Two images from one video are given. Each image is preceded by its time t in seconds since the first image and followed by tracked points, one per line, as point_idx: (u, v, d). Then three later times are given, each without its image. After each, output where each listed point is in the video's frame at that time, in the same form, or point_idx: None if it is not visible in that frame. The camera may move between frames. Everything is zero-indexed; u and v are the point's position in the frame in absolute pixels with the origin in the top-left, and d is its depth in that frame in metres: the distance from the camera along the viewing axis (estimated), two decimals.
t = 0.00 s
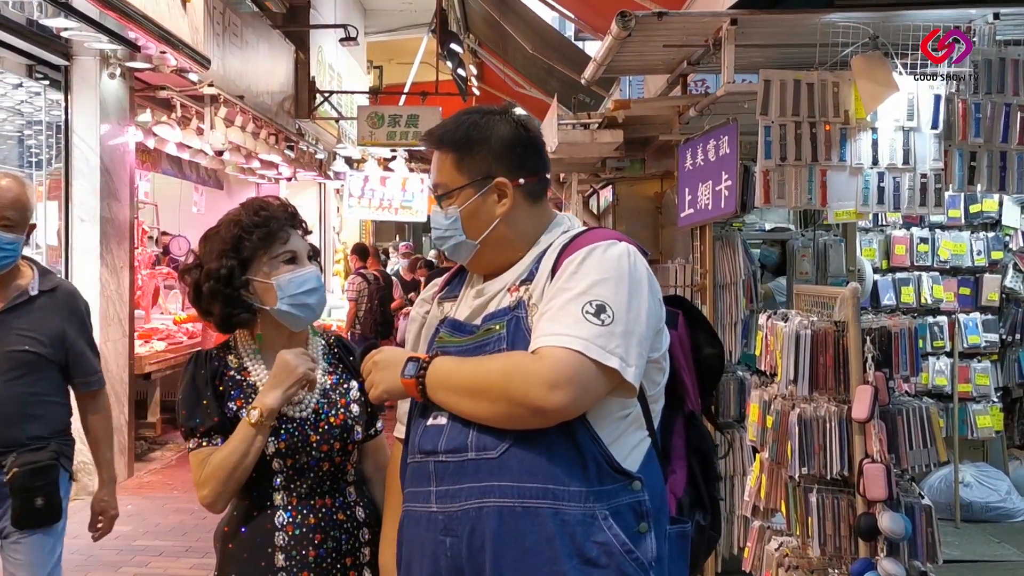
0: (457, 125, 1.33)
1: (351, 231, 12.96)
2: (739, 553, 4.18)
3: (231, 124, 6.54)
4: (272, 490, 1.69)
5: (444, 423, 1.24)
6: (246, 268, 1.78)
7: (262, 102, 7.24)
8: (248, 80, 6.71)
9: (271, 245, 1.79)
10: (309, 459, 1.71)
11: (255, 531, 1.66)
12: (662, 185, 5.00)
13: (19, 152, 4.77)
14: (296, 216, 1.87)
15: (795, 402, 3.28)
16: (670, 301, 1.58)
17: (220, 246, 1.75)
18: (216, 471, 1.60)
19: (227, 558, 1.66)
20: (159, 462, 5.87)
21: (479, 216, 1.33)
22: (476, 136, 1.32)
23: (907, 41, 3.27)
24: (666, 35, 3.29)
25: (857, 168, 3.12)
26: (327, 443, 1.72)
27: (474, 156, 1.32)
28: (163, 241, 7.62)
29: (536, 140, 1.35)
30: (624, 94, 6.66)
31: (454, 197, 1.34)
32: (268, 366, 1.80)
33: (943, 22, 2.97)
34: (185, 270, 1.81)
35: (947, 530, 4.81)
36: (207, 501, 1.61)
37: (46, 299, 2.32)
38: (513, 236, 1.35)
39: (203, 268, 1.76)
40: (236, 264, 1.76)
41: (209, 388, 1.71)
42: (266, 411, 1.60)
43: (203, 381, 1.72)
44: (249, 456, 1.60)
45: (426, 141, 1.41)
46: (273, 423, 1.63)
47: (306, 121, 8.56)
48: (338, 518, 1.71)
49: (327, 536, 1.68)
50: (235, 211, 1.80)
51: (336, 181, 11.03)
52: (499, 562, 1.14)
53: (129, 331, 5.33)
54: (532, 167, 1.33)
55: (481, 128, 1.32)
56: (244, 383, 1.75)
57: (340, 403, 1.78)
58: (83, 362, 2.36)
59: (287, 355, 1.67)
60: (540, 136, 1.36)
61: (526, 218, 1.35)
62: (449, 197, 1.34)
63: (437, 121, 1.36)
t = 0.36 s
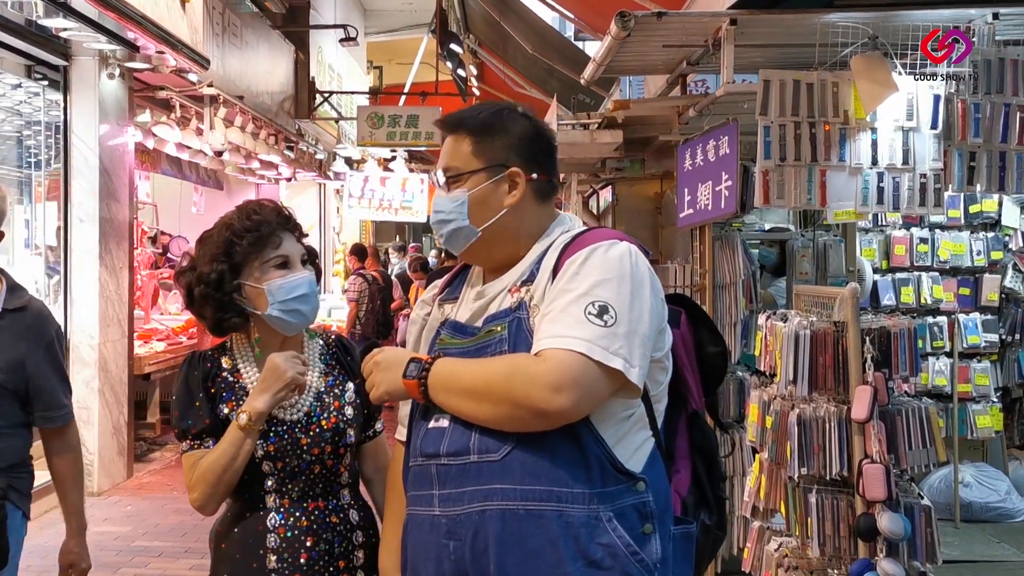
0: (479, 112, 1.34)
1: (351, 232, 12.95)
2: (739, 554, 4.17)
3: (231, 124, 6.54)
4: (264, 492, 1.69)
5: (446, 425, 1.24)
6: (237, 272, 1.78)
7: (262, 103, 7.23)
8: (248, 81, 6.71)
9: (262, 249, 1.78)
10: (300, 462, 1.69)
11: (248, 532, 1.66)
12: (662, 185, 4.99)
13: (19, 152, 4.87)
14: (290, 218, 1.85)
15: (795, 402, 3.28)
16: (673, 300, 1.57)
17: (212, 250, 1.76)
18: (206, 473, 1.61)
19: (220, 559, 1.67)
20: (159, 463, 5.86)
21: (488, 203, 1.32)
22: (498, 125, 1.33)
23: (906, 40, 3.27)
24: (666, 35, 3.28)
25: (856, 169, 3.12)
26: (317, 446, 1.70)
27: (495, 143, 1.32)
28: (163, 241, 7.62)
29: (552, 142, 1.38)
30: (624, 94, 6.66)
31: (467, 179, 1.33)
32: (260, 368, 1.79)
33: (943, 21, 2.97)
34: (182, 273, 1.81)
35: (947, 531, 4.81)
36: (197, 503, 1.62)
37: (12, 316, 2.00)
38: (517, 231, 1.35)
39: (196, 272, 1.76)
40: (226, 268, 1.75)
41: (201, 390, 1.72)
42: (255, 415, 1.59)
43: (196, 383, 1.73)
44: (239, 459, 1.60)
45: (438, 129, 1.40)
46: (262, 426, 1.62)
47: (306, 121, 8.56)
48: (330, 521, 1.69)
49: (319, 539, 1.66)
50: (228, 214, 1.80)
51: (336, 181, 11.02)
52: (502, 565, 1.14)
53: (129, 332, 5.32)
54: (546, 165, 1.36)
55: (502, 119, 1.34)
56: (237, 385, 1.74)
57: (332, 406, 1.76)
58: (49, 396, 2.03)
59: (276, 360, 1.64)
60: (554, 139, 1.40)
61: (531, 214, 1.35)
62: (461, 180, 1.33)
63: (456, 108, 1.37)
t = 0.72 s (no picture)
0: (474, 110, 1.35)
1: (351, 232, 12.95)
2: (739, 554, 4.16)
3: (231, 125, 6.54)
4: (258, 492, 1.69)
5: (445, 430, 1.23)
6: (223, 270, 1.82)
7: (262, 103, 7.23)
8: (248, 81, 6.71)
9: (244, 252, 1.78)
10: (295, 462, 1.69)
11: (242, 534, 1.65)
12: (663, 186, 4.99)
13: (19, 153, 4.83)
14: (278, 220, 1.79)
15: (795, 403, 3.27)
16: (666, 294, 1.59)
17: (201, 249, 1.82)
18: (200, 471, 1.61)
19: (214, 560, 1.67)
20: (159, 463, 5.86)
21: (496, 198, 1.33)
22: (495, 120, 1.35)
23: (907, 41, 3.26)
24: (666, 35, 3.28)
25: (857, 169, 3.12)
26: (313, 446, 1.70)
27: (494, 139, 1.34)
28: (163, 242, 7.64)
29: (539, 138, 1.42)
30: (624, 94, 6.67)
31: (471, 175, 1.33)
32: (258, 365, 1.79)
33: (943, 22, 2.97)
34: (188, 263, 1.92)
35: (947, 531, 4.81)
36: (191, 500, 1.62)
37: None
38: (522, 226, 1.37)
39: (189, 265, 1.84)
40: (211, 264, 1.81)
41: (199, 388, 1.72)
42: (250, 412, 1.59)
43: (194, 380, 1.74)
44: (233, 456, 1.60)
45: (429, 130, 1.39)
46: (257, 424, 1.62)
47: (306, 122, 8.56)
48: (325, 523, 1.69)
49: (312, 540, 1.65)
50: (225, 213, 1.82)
51: (336, 181, 11.02)
52: (508, 566, 1.13)
53: (129, 332, 5.32)
54: (538, 160, 1.40)
55: (496, 116, 1.35)
56: (234, 383, 1.75)
57: (330, 407, 1.76)
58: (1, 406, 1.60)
59: (274, 358, 1.64)
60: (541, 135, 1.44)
61: (532, 207, 1.38)
62: (465, 176, 1.33)
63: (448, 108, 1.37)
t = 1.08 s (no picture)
0: (447, 117, 1.35)
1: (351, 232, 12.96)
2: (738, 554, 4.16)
3: (231, 125, 6.54)
4: (254, 492, 1.70)
5: (441, 431, 1.23)
6: (248, 263, 1.83)
7: (262, 103, 7.23)
8: (248, 81, 6.71)
9: (263, 247, 1.78)
10: (291, 463, 1.68)
11: (235, 534, 1.67)
12: (663, 186, 5.00)
13: (19, 153, 4.86)
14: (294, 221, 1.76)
15: (795, 402, 3.28)
16: (654, 291, 1.59)
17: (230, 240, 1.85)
18: (196, 464, 1.62)
19: (208, 559, 1.68)
20: (159, 463, 5.86)
21: (481, 203, 1.33)
22: (470, 125, 1.34)
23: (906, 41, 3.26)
24: (666, 35, 3.28)
25: (856, 169, 3.12)
26: (310, 449, 1.69)
27: (473, 144, 1.34)
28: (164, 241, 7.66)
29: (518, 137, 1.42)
30: (624, 94, 6.66)
31: (454, 184, 1.33)
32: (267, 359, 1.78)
33: (942, 21, 2.97)
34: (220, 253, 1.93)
35: (947, 531, 4.82)
36: (186, 492, 1.64)
37: None
38: (510, 227, 1.37)
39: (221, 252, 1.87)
40: (236, 253, 1.83)
41: (205, 381, 1.74)
42: (249, 410, 1.58)
43: (201, 373, 1.75)
44: (229, 452, 1.60)
45: (405, 140, 1.39)
46: (255, 421, 1.61)
47: (307, 122, 8.57)
48: (318, 525, 1.68)
49: (304, 543, 1.65)
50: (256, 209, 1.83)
51: (336, 181, 11.03)
52: (507, 565, 1.13)
53: (129, 332, 5.33)
54: (519, 158, 1.40)
55: (473, 121, 1.35)
56: (240, 378, 1.74)
57: (332, 410, 1.73)
58: None
59: (274, 355, 1.62)
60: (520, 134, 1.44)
61: (517, 208, 1.38)
62: (447, 185, 1.33)
63: (421, 118, 1.37)
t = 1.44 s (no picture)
0: (430, 128, 1.34)
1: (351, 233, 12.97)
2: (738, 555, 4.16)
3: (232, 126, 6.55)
4: (264, 494, 1.69)
5: (439, 434, 1.23)
6: (276, 265, 1.81)
7: (263, 104, 7.24)
8: (248, 82, 6.71)
9: (294, 248, 1.77)
10: (304, 468, 1.68)
11: (241, 535, 1.67)
12: (663, 187, 5.00)
13: (20, 154, 4.86)
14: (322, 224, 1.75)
15: (795, 404, 3.28)
16: (651, 292, 1.60)
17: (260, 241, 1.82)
18: (212, 459, 1.61)
19: (213, 560, 1.68)
20: (159, 464, 5.86)
21: (476, 211, 1.33)
22: (457, 134, 1.34)
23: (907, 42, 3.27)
24: (668, 36, 3.29)
25: (857, 170, 3.12)
26: (325, 456, 1.69)
27: (461, 152, 1.33)
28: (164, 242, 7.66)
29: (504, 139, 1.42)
30: (624, 95, 6.67)
31: (446, 195, 1.33)
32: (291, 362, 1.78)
33: (943, 22, 2.98)
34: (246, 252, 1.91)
35: (948, 533, 4.82)
36: (200, 487, 1.62)
37: None
38: (505, 232, 1.37)
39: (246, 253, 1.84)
40: (264, 255, 1.81)
41: (230, 376, 1.72)
42: (269, 409, 1.58)
43: (226, 368, 1.74)
44: (246, 450, 1.60)
45: (391, 152, 1.38)
46: (275, 422, 1.62)
47: (307, 123, 8.58)
48: (325, 530, 1.68)
49: (310, 547, 1.65)
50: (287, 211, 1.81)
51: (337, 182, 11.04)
52: (507, 566, 1.13)
53: (129, 333, 5.32)
54: (507, 161, 1.39)
55: (459, 128, 1.34)
56: (263, 376, 1.74)
57: (351, 418, 1.73)
58: None
59: (300, 358, 1.63)
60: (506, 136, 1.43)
61: (510, 212, 1.38)
62: (440, 197, 1.33)
63: (405, 130, 1.36)
